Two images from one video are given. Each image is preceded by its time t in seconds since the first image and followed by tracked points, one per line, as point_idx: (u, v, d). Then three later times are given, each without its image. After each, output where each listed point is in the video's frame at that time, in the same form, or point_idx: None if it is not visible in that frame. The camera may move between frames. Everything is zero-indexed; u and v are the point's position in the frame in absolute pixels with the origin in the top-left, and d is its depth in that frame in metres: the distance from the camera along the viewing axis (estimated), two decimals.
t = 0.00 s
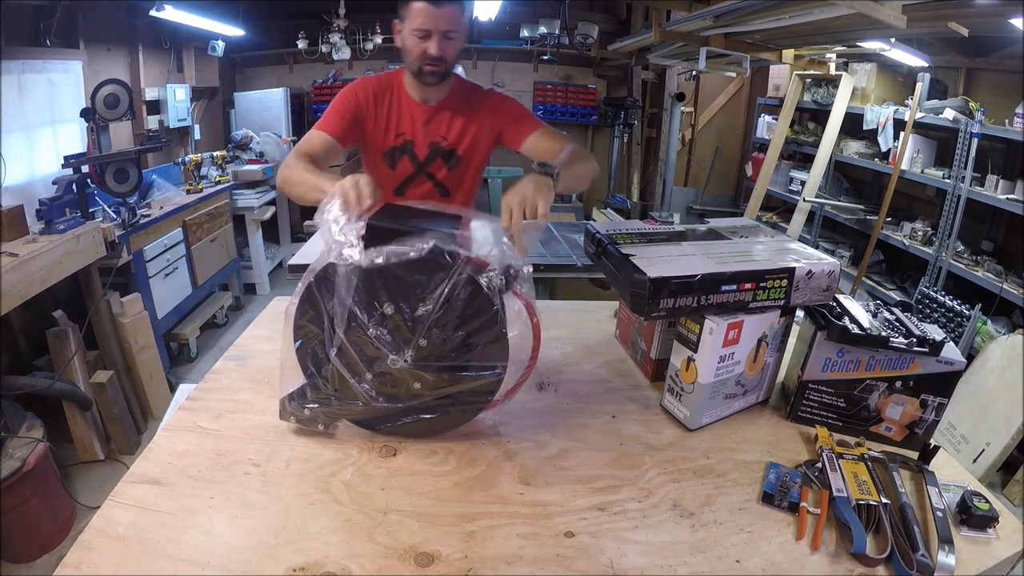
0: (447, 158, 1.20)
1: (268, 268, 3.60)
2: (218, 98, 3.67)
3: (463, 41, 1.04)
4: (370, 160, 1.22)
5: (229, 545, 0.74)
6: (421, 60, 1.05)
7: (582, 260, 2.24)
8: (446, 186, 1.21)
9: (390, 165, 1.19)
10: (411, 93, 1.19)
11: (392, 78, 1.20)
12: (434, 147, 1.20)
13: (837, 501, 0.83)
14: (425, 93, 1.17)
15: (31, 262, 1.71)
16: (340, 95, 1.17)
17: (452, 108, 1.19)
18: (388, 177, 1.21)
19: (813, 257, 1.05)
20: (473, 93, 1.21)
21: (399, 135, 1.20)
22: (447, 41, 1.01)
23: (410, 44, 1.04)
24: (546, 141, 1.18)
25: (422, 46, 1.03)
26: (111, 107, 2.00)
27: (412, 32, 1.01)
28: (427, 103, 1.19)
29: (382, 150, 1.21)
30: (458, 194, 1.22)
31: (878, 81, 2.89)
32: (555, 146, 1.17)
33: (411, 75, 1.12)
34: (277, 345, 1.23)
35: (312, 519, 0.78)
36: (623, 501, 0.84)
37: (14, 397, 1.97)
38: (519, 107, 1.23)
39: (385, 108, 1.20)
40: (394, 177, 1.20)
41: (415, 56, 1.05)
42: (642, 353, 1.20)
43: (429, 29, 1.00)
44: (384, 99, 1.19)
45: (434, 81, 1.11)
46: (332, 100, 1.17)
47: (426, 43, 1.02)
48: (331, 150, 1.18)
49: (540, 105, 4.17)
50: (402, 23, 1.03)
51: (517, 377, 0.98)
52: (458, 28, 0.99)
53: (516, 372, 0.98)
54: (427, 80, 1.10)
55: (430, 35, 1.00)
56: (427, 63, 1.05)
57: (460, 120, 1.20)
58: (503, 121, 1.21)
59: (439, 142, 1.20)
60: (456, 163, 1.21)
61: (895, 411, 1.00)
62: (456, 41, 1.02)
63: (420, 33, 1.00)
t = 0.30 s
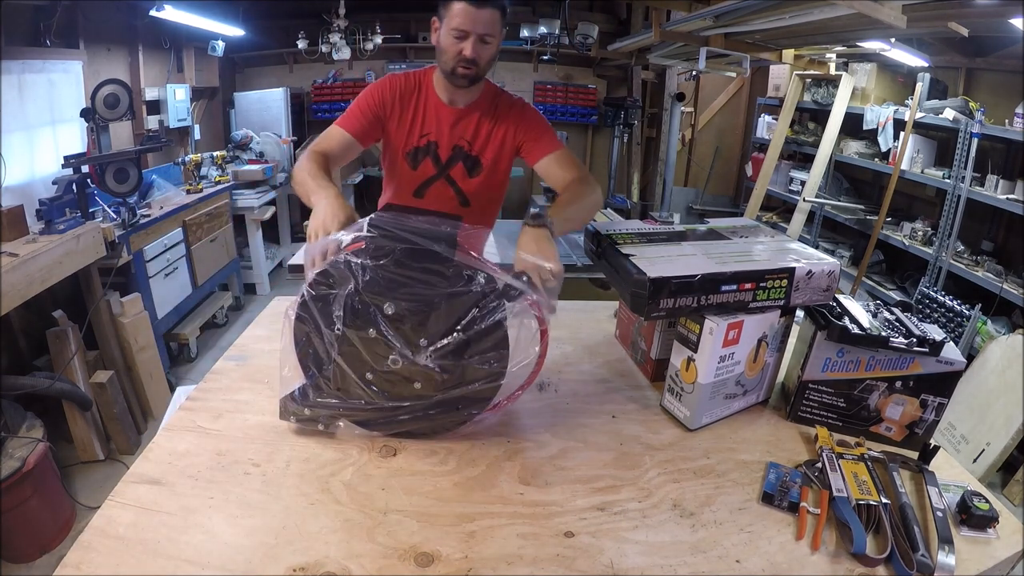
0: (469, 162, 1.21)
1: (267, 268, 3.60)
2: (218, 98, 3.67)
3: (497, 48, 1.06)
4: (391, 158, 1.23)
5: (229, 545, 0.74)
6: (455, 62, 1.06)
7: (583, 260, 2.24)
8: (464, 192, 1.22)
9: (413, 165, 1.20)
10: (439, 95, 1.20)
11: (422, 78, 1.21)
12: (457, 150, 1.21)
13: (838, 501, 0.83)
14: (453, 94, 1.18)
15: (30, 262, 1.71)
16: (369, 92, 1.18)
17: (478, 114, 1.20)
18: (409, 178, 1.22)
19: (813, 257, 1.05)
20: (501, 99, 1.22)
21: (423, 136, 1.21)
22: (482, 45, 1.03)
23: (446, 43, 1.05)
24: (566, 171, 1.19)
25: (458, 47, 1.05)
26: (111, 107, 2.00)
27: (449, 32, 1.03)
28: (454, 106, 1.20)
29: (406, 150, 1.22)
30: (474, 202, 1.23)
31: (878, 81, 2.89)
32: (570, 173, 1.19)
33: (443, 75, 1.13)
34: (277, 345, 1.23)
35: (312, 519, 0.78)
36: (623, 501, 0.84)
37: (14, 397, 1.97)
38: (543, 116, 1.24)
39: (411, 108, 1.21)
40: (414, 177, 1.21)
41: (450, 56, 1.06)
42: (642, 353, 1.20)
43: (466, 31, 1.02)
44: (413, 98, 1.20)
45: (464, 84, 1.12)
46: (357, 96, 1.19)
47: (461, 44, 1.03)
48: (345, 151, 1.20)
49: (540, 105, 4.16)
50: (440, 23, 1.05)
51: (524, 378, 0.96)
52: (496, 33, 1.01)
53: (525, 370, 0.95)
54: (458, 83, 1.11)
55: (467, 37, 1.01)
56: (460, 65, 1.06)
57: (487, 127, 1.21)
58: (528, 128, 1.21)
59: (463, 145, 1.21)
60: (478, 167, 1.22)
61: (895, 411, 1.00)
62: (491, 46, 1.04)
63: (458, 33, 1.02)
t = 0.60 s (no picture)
0: (469, 164, 1.24)
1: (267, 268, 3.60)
2: (218, 99, 3.68)
3: (493, 47, 1.06)
4: (393, 165, 1.25)
5: (229, 544, 0.74)
6: (447, 62, 1.07)
7: (582, 260, 2.25)
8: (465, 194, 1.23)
9: (415, 170, 1.22)
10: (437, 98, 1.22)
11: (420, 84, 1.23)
12: (458, 153, 1.23)
13: (838, 501, 0.83)
14: (451, 97, 1.20)
15: (30, 262, 1.71)
16: (369, 99, 1.20)
17: (476, 116, 1.22)
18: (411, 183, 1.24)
19: (814, 257, 1.05)
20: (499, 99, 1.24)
21: (423, 141, 1.23)
22: (476, 46, 1.03)
23: (440, 45, 1.05)
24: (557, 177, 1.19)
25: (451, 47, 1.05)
26: (111, 107, 2.00)
27: (443, 33, 1.03)
28: (453, 109, 1.22)
29: (407, 155, 1.24)
30: (479, 204, 1.25)
31: (878, 81, 2.89)
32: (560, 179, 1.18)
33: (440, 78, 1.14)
34: (277, 345, 1.23)
35: (312, 519, 0.78)
36: (624, 501, 0.84)
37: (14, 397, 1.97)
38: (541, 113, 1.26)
39: (411, 114, 1.23)
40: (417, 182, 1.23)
41: (442, 57, 1.06)
42: (642, 353, 1.20)
43: (459, 32, 1.01)
44: (411, 104, 1.23)
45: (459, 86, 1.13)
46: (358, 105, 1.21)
47: (454, 45, 1.03)
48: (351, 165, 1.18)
49: (540, 105, 4.15)
50: (435, 24, 1.05)
51: (523, 384, 0.98)
52: (490, 34, 1.01)
53: (526, 375, 0.97)
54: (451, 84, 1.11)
55: (460, 37, 1.01)
56: (452, 66, 1.07)
57: (485, 129, 1.23)
58: (526, 127, 1.23)
59: (464, 148, 1.23)
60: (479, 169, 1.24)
61: (895, 411, 1.00)
62: (486, 47, 1.04)
63: (450, 35, 1.02)
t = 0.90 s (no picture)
0: (457, 166, 1.28)
1: (267, 268, 3.60)
2: (218, 99, 3.68)
3: (473, 45, 1.06)
4: (384, 166, 1.30)
5: (229, 545, 0.74)
6: (427, 63, 1.07)
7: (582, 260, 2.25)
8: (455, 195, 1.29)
9: (405, 173, 1.28)
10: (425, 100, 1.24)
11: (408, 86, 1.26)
12: (446, 155, 1.27)
13: (838, 501, 0.83)
14: (438, 99, 1.22)
15: (30, 262, 1.71)
16: (358, 105, 1.21)
17: (463, 118, 1.26)
18: (403, 183, 1.30)
19: (813, 257, 1.05)
20: (484, 98, 1.26)
21: (414, 143, 1.27)
22: (456, 45, 1.04)
23: (419, 47, 1.06)
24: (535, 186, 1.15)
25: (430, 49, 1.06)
26: (111, 107, 2.02)
27: (421, 35, 1.03)
28: (440, 111, 1.25)
29: (398, 157, 1.29)
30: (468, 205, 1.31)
31: (877, 81, 2.89)
32: (537, 182, 1.16)
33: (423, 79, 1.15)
34: (276, 345, 1.23)
35: (312, 519, 0.78)
36: (624, 501, 0.84)
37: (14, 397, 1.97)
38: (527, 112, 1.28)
39: (401, 116, 1.26)
40: (409, 184, 1.29)
41: (422, 59, 1.07)
42: (642, 353, 1.20)
43: (437, 32, 1.02)
44: (400, 107, 1.26)
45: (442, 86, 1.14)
46: (350, 109, 1.21)
47: (434, 46, 1.04)
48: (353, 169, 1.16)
49: (540, 105, 4.15)
50: (412, 26, 1.05)
51: (527, 386, 0.99)
52: (468, 32, 1.01)
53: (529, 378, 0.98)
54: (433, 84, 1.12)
55: (438, 38, 1.02)
56: (433, 67, 1.07)
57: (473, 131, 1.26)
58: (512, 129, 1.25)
59: (451, 150, 1.27)
60: (467, 171, 1.29)
61: (895, 411, 1.00)
62: (466, 45, 1.05)
63: (428, 37, 1.03)
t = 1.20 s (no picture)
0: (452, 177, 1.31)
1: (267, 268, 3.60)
2: (217, 98, 3.68)
3: (471, 48, 1.06)
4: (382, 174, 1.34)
5: (229, 545, 0.74)
6: (428, 72, 1.07)
7: (582, 260, 2.25)
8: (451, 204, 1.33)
9: (401, 183, 1.32)
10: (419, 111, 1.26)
11: (399, 96, 1.28)
12: (441, 165, 1.30)
13: (837, 501, 0.83)
14: (431, 107, 1.24)
15: (30, 262, 1.71)
16: (352, 119, 1.25)
17: (457, 128, 1.27)
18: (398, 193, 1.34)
19: (813, 257, 1.05)
20: (479, 107, 1.27)
21: (407, 153, 1.30)
22: (456, 50, 1.04)
23: (417, 55, 1.05)
24: (529, 226, 1.18)
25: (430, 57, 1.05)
26: (111, 107, 2.02)
27: (420, 43, 1.03)
28: (434, 121, 1.27)
29: (394, 165, 1.32)
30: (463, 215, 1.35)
31: (877, 81, 2.89)
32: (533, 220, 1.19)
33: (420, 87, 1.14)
34: (276, 346, 1.23)
35: (312, 519, 0.78)
36: (623, 501, 0.84)
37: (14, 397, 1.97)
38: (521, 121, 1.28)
39: (393, 125, 1.28)
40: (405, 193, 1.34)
41: (422, 68, 1.06)
42: (642, 353, 1.20)
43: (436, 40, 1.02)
44: (392, 117, 1.28)
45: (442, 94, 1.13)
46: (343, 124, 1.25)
47: (433, 54, 1.04)
48: (350, 194, 1.21)
49: (540, 105, 4.16)
50: (408, 35, 1.05)
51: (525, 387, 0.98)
52: (467, 36, 1.01)
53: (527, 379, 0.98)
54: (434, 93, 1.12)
55: (438, 45, 1.02)
56: (433, 75, 1.07)
57: (467, 137, 1.27)
58: (505, 141, 1.27)
59: (446, 160, 1.30)
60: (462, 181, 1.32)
61: (895, 411, 1.00)
62: (465, 49, 1.04)
63: (428, 44, 1.02)
